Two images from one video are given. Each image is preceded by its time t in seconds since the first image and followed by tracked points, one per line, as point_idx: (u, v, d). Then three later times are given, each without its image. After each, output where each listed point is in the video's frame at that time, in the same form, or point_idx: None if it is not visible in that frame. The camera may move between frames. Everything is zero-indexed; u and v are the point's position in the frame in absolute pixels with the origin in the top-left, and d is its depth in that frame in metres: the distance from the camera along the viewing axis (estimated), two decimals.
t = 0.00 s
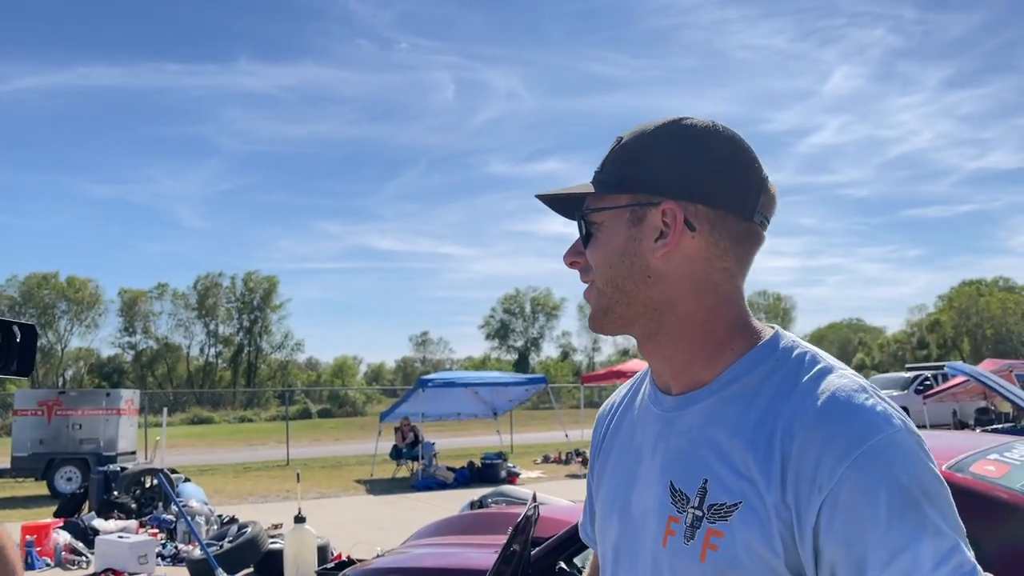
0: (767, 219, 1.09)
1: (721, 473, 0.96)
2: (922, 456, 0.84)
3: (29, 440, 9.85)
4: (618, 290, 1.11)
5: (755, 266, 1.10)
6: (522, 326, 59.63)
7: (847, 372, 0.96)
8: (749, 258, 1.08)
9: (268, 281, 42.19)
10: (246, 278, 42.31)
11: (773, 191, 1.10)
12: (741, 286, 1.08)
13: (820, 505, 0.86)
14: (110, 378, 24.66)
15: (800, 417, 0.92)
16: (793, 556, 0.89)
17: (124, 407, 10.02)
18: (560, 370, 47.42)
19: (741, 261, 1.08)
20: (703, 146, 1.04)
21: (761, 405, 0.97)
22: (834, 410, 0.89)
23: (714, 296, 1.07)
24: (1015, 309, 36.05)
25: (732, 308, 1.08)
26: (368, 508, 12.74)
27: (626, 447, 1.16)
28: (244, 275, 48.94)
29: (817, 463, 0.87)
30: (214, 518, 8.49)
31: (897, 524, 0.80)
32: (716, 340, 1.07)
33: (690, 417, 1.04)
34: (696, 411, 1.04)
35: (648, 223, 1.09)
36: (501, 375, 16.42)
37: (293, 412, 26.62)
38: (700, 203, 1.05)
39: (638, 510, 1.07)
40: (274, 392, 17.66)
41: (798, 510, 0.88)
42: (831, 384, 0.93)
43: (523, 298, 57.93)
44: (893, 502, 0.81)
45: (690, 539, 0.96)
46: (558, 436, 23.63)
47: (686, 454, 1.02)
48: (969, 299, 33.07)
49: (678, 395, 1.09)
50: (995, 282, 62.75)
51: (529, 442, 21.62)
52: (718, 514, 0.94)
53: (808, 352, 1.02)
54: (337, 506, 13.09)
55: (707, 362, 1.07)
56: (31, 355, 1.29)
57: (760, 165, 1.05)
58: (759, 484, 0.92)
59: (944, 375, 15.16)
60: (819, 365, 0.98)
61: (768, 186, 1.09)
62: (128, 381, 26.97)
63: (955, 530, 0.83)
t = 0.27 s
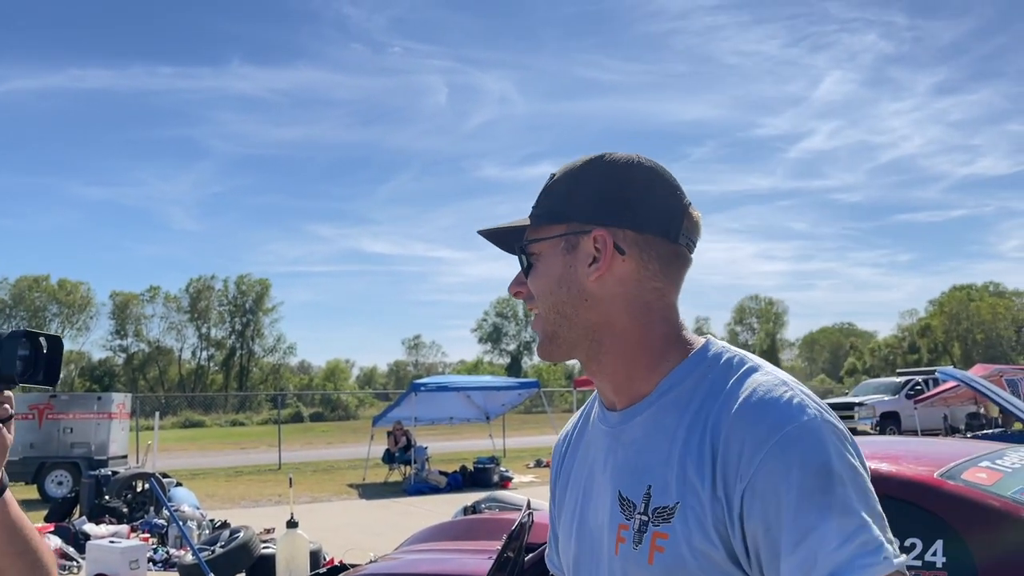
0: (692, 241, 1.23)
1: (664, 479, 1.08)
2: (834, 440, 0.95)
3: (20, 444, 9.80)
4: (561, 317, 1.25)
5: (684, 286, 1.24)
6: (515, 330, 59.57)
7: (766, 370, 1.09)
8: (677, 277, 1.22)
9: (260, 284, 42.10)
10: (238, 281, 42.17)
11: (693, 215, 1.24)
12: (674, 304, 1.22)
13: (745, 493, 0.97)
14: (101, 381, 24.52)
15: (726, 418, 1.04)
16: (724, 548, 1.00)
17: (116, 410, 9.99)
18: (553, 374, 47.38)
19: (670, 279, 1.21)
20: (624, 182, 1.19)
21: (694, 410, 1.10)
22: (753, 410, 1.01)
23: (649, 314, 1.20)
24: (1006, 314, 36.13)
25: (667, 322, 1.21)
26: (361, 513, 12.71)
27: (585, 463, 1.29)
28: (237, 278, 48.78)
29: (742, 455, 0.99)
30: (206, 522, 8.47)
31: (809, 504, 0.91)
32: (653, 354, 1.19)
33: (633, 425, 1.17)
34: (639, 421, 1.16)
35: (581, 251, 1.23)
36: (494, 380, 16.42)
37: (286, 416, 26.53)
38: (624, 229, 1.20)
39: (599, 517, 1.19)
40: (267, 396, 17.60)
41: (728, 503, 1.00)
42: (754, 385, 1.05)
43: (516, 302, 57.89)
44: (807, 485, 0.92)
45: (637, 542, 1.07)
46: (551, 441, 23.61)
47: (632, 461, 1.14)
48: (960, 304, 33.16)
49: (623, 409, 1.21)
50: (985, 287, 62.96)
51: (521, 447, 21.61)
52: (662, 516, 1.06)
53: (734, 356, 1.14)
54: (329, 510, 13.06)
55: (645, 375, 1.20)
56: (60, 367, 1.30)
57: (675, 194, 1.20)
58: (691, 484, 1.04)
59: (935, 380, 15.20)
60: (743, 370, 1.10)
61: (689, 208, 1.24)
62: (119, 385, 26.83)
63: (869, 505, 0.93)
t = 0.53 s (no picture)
0: (663, 248, 1.25)
1: (644, 481, 1.11)
2: (799, 433, 0.98)
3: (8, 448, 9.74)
4: (540, 331, 1.28)
5: (658, 292, 1.26)
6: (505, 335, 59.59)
7: (735, 370, 1.11)
8: (651, 284, 1.24)
9: (250, 288, 41.99)
10: (228, 286, 42.04)
11: (661, 222, 1.27)
12: (649, 311, 1.24)
13: (717, 492, 1.00)
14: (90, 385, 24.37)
15: (698, 420, 1.06)
16: (703, 545, 1.03)
17: (105, 414, 9.95)
18: (544, 379, 47.40)
19: (642, 288, 1.23)
20: (591, 197, 1.22)
21: (672, 413, 1.12)
22: (723, 409, 1.04)
23: (623, 322, 1.23)
24: (994, 320, 36.25)
25: (641, 330, 1.23)
26: (352, 518, 12.67)
27: (574, 471, 1.31)
28: (227, 282, 48.64)
29: (710, 454, 1.01)
30: (195, 527, 8.43)
31: (772, 498, 0.94)
32: (628, 362, 1.22)
33: (616, 432, 1.19)
34: (620, 427, 1.19)
35: (553, 268, 1.25)
36: (485, 385, 16.41)
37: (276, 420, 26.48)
38: (593, 244, 1.22)
39: (588, 523, 1.22)
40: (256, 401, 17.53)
41: (703, 503, 1.02)
42: (725, 385, 1.08)
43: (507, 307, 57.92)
44: (772, 479, 0.94)
45: (624, 546, 1.10)
46: (541, 445, 23.62)
47: (616, 466, 1.17)
48: (949, 309, 33.28)
49: (604, 416, 1.24)
50: (973, 294, 63.43)
51: (512, 451, 21.61)
52: (644, 518, 1.09)
53: (706, 359, 1.17)
54: (320, 515, 13.04)
55: (624, 381, 1.23)
56: (106, 358, 1.34)
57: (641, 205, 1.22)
58: (668, 484, 1.07)
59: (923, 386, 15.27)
60: (714, 371, 1.13)
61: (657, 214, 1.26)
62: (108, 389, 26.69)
63: (834, 494, 0.95)
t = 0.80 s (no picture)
0: (663, 244, 1.26)
1: (640, 466, 1.13)
2: (784, 417, 0.99)
3: None
4: (544, 326, 1.31)
5: (659, 285, 1.28)
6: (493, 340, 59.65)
7: (729, 357, 1.13)
8: (650, 280, 1.26)
9: (237, 292, 41.87)
10: (214, 290, 41.91)
11: (661, 218, 1.28)
12: (648, 304, 1.26)
13: (704, 476, 1.02)
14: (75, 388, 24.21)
15: (688, 406, 1.09)
16: (693, 530, 1.05)
17: (91, 418, 9.90)
18: (531, 383, 47.50)
19: (641, 281, 1.25)
20: (588, 193, 1.24)
21: (667, 400, 1.14)
22: (711, 395, 1.05)
23: (622, 316, 1.25)
24: (979, 325, 36.51)
25: (641, 323, 1.25)
26: (341, 522, 12.65)
27: (582, 461, 1.34)
28: (213, 287, 48.45)
29: (699, 438, 1.03)
30: (183, 529, 8.40)
31: (752, 478, 0.95)
32: (627, 355, 1.24)
33: (618, 420, 1.22)
34: (621, 416, 1.22)
35: (554, 264, 1.28)
36: (474, 389, 16.41)
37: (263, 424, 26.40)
38: (592, 241, 1.24)
39: (592, 509, 1.25)
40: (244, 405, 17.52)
41: (692, 487, 1.04)
42: (717, 373, 1.09)
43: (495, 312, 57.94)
44: (752, 460, 0.96)
45: (622, 528, 1.13)
46: (529, 450, 23.63)
47: (615, 454, 1.19)
48: (934, 316, 33.51)
49: (606, 407, 1.27)
50: (957, 300, 64.00)
51: (500, 456, 21.59)
52: (642, 500, 1.11)
53: (704, 349, 1.18)
54: (309, 518, 13.03)
55: (624, 373, 1.25)
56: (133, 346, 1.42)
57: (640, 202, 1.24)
58: (661, 469, 1.09)
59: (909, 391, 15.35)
60: (708, 361, 1.14)
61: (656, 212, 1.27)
62: (94, 393, 26.55)
63: (818, 478, 0.96)
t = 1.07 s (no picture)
0: (660, 243, 1.26)
1: (637, 457, 1.12)
2: (772, 396, 0.97)
3: None
4: (548, 328, 1.32)
5: (659, 283, 1.27)
6: (477, 344, 59.57)
7: (720, 347, 1.11)
8: (647, 278, 1.26)
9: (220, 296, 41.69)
10: (198, 294, 41.66)
11: (658, 215, 1.28)
12: (645, 302, 1.26)
13: (693, 461, 1.00)
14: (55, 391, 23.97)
15: (680, 394, 1.07)
16: (691, 517, 1.03)
17: (72, 421, 9.83)
18: (516, 388, 47.47)
19: (637, 278, 1.25)
20: (577, 200, 1.27)
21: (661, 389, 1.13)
22: (699, 383, 1.04)
23: (618, 313, 1.25)
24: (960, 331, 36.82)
25: (638, 319, 1.25)
26: (325, 526, 12.59)
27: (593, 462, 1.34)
28: (196, 291, 48.16)
29: (687, 421, 1.02)
30: (166, 533, 8.33)
31: (738, 460, 0.93)
32: (623, 350, 1.24)
33: (616, 415, 1.22)
34: (621, 410, 1.21)
35: (552, 268, 1.30)
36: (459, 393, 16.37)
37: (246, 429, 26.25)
38: (584, 241, 1.26)
39: (599, 507, 1.25)
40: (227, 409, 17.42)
41: (683, 473, 1.03)
42: (707, 359, 1.08)
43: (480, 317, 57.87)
44: (738, 440, 0.94)
45: (622, 519, 1.12)
46: (514, 454, 23.60)
47: (615, 447, 1.19)
48: (914, 322, 33.83)
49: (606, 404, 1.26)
50: (937, 307, 64.53)
51: (485, 460, 21.54)
52: (637, 491, 1.10)
53: (700, 340, 1.17)
54: (293, 522, 12.98)
55: (622, 370, 1.25)
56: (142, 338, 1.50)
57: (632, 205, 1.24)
58: (655, 458, 1.08)
59: (892, 397, 15.43)
60: (703, 349, 1.13)
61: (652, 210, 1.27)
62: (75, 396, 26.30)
63: (810, 453, 0.94)
